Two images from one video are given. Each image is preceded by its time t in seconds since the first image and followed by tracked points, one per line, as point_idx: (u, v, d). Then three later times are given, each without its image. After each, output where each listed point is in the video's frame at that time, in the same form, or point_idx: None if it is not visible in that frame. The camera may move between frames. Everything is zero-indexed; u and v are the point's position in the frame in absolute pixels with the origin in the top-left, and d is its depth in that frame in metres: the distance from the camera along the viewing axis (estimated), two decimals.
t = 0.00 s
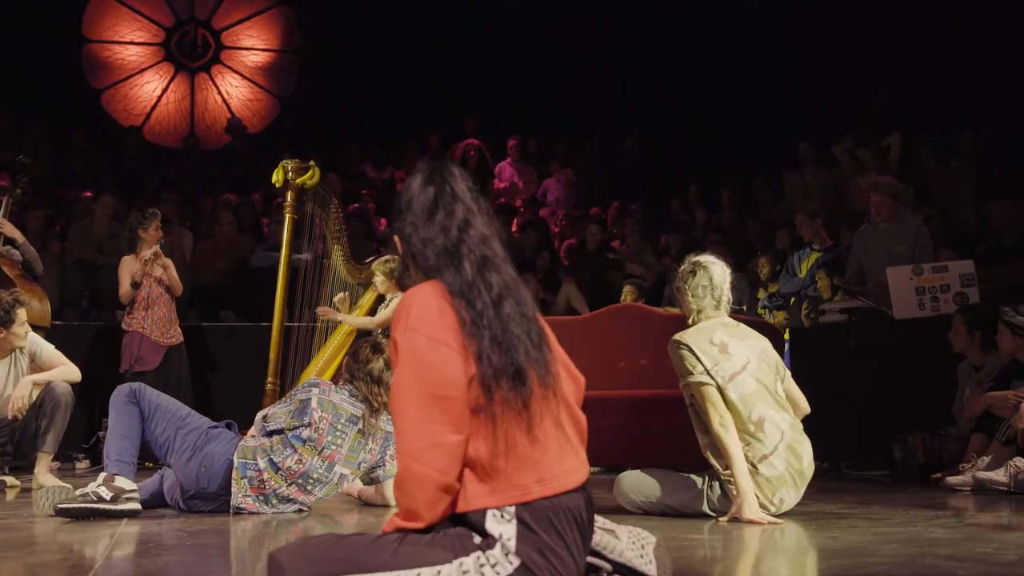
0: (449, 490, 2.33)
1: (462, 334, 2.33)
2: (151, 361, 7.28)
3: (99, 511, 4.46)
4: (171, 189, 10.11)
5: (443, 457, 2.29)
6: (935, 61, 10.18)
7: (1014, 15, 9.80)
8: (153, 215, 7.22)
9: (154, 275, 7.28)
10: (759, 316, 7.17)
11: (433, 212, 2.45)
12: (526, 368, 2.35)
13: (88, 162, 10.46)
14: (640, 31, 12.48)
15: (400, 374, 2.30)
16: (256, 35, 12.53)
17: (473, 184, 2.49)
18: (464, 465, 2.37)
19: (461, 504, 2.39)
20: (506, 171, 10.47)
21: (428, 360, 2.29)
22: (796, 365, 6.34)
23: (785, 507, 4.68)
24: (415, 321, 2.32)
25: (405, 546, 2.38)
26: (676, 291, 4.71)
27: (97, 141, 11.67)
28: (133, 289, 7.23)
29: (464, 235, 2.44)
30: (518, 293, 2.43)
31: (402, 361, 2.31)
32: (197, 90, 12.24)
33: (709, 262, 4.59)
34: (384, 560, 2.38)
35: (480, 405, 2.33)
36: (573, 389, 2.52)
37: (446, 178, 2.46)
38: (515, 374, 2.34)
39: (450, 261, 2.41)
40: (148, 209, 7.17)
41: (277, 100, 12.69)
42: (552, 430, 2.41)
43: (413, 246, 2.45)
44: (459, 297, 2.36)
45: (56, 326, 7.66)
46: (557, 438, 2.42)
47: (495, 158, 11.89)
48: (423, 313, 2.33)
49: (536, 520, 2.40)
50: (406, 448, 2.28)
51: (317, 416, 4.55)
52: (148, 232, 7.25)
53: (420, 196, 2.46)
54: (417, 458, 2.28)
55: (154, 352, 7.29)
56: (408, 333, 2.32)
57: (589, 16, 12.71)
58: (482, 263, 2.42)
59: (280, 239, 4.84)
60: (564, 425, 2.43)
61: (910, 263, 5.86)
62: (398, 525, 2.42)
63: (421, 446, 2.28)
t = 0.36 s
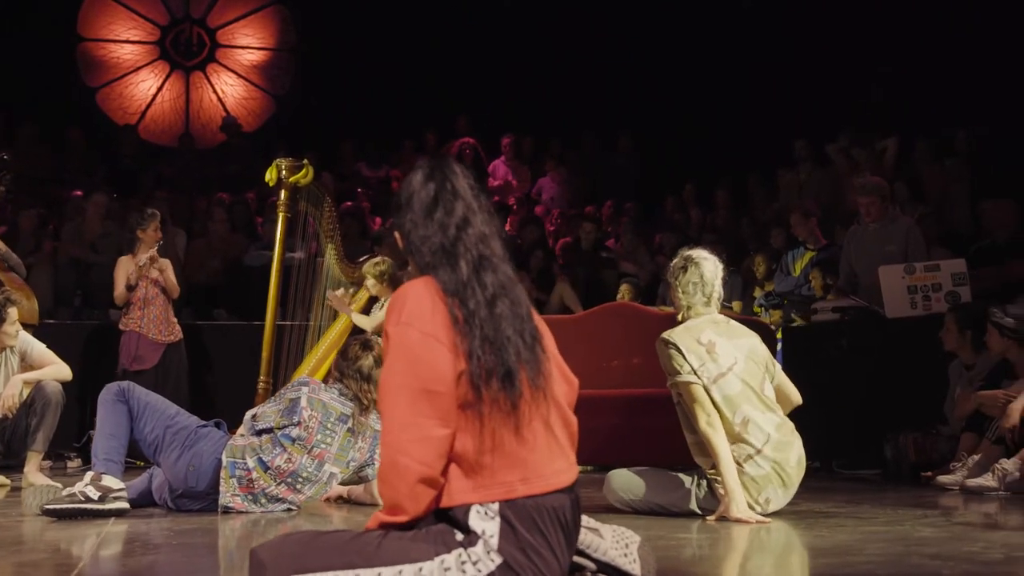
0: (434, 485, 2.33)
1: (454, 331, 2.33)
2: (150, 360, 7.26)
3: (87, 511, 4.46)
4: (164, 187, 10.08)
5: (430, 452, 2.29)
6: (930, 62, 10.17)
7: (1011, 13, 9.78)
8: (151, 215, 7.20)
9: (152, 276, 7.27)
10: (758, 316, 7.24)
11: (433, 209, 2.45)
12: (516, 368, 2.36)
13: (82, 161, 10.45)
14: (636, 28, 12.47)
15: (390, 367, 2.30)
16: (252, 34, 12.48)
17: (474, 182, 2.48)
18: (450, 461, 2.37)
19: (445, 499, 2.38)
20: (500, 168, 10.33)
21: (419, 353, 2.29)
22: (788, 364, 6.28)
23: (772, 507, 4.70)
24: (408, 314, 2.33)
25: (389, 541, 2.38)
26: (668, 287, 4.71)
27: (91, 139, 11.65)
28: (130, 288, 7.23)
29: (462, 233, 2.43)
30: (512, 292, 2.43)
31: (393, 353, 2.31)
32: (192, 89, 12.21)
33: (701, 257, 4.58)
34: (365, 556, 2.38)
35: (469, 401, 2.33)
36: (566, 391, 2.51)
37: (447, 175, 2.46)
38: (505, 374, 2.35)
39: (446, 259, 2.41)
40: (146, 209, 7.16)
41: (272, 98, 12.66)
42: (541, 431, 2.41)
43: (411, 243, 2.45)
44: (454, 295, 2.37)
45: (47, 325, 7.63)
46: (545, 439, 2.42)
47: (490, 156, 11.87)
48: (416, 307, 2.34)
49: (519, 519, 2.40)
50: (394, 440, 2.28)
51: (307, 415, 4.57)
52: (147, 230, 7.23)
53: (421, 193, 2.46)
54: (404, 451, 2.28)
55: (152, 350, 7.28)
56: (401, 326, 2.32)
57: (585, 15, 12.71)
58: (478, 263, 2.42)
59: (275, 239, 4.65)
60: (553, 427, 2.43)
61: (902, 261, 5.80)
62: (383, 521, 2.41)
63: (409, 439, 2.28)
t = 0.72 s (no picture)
0: (390, 467, 2.42)
1: (417, 317, 2.42)
2: (103, 349, 7.11)
3: (38, 504, 4.40)
4: (121, 175, 9.92)
5: (388, 434, 2.39)
6: (888, 50, 10.19)
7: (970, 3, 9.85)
8: (118, 201, 6.91)
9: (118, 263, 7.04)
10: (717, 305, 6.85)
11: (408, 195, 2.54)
12: (476, 356, 2.45)
13: (37, 148, 10.27)
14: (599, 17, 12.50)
15: (352, 349, 2.40)
16: (212, 21, 12.32)
17: (449, 171, 2.57)
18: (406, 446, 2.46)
19: (400, 485, 2.48)
20: (461, 159, 10.03)
21: (381, 337, 2.39)
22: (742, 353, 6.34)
23: (727, 495, 4.74)
24: (372, 298, 2.43)
25: (343, 525, 2.46)
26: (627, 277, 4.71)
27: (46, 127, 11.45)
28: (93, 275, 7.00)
29: (435, 219, 2.53)
30: (478, 282, 2.52)
31: (355, 336, 2.41)
32: (151, 76, 12.11)
33: (659, 248, 4.58)
34: (319, 537, 2.46)
35: (429, 387, 2.43)
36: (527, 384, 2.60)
37: (422, 164, 2.54)
38: (465, 362, 2.44)
39: (417, 244, 2.50)
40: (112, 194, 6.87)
41: (231, 87, 12.56)
42: (498, 422, 2.51)
43: (384, 227, 2.54)
44: (420, 281, 2.46)
45: None
46: (502, 428, 2.51)
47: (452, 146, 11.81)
48: (380, 292, 2.44)
49: (472, 505, 2.50)
50: (353, 422, 2.38)
51: (263, 406, 4.55)
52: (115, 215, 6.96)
53: (397, 179, 2.54)
54: (362, 433, 2.37)
55: (107, 340, 7.12)
56: (364, 310, 2.42)
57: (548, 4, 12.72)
58: (449, 249, 2.51)
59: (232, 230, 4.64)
60: (511, 420, 2.52)
61: (859, 254, 5.91)
62: (338, 505, 2.49)
63: (367, 421, 2.38)
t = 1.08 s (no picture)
0: (327, 505, 1.85)
1: (361, 320, 1.87)
2: None
3: None
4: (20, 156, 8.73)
5: (325, 466, 1.82)
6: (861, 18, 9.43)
7: None
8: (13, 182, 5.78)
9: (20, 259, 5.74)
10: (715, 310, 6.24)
11: (350, 173, 1.97)
12: (431, 367, 1.91)
13: None
14: None
15: (281, 361, 1.84)
16: None
17: (399, 145, 2.03)
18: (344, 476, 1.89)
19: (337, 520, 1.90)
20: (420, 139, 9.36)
21: (317, 345, 1.83)
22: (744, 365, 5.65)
23: (720, 527, 4.08)
24: (307, 299, 1.86)
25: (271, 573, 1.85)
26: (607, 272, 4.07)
27: None
28: None
29: (383, 203, 1.97)
30: (434, 276, 1.98)
31: (287, 348, 1.84)
32: (57, 40, 10.49)
33: (647, 241, 3.94)
34: None
35: (375, 406, 1.87)
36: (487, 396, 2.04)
37: (367, 136, 1.99)
38: (418, 373, 1.89)
39: (363, 230, 1.95)
40: None
41: (150, 53, 11.07)
42: (454, 445, 1.94)
43: (322, 214, 1.97)
44: (366, 277, 1.90)
45: None
46: (461, 453, 1.95)
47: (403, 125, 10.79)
48: (319, 293, 1.87)
49: (425, 543, 1.91)
50: (280, 449, 1.81)
51: (184, 425, 3.98)
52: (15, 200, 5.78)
53: (336, 155, 1.98)
54: (291, 463, 1.81)
55: None
56: (296, 313, 1.86)
57: None
58: (398, 240, 1.96)
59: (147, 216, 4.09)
60: (470, 443, 1.96)
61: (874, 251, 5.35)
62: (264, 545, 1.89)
63: (298, 448, 1.81)
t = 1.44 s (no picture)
0: (290, 539, 1.51)
1: (324, 327, 1.52)
2: None
3: None
4: None
5: (288, 494, 1.48)
6: None
7: None
8: None
9: None
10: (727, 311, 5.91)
11: (295, 161, 1.60)
12: (404, 382, 1.56)
13: None
14: None
15: (234, 372, 1.50)
16: None
17: (352, 126, 1.65)
18: (308, 501, 1.55)
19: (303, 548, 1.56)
20: (395, 119, 8.66)
21: (274, 358, 1.48)
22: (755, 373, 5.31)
23: (732, 549, 3.60)
24: (262, 301, 1.51)
25: None
26: (603, 268, 3.62)
27: None
28: None
29: (335, 196, 1.60)
30: (401, 275, 1.62)
31: (238, 360, 1.50)
32: None
33: (646, 232, 3.54)
34: None
35: (342, 426, 1.53)
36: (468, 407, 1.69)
37: (315, 116, 1.62)
38: (390, 389, 1.55)
39: (313, 229, 1.59)
40: None
41: (89, 22, 9.90)
42: (436, 461, 1.60)
43: (266, 209, 1.60)
44: (322, 281, 1.55)
45: None
46: (442, 471, 1.60)
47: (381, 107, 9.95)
48: (274, 292, 1.52)
49: None
50: (233, 473, 1.48)
51: (130, 438, 3.53)
52: None
53: (279, 140, 1.60)
54: (247, 488, 1.47)
55: None
56: (250, 318, 1.50)
57: None
58: (355, 237, 1.60)
59: (85, 208, 3.82)
60: (451, 458, 1.61)
61: (903, 243, 4.82)
62: None
63: (253, 472, 1.47)
